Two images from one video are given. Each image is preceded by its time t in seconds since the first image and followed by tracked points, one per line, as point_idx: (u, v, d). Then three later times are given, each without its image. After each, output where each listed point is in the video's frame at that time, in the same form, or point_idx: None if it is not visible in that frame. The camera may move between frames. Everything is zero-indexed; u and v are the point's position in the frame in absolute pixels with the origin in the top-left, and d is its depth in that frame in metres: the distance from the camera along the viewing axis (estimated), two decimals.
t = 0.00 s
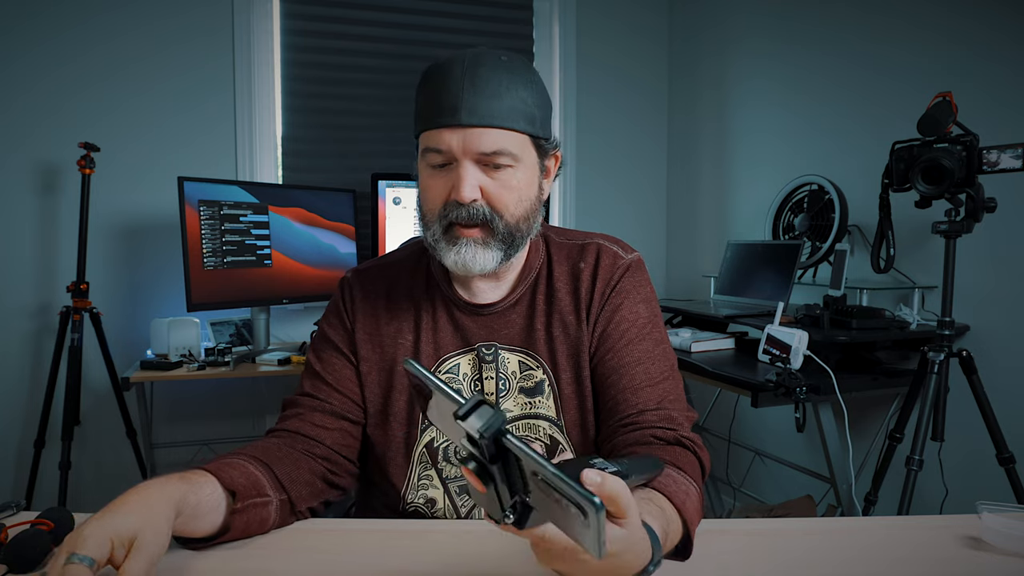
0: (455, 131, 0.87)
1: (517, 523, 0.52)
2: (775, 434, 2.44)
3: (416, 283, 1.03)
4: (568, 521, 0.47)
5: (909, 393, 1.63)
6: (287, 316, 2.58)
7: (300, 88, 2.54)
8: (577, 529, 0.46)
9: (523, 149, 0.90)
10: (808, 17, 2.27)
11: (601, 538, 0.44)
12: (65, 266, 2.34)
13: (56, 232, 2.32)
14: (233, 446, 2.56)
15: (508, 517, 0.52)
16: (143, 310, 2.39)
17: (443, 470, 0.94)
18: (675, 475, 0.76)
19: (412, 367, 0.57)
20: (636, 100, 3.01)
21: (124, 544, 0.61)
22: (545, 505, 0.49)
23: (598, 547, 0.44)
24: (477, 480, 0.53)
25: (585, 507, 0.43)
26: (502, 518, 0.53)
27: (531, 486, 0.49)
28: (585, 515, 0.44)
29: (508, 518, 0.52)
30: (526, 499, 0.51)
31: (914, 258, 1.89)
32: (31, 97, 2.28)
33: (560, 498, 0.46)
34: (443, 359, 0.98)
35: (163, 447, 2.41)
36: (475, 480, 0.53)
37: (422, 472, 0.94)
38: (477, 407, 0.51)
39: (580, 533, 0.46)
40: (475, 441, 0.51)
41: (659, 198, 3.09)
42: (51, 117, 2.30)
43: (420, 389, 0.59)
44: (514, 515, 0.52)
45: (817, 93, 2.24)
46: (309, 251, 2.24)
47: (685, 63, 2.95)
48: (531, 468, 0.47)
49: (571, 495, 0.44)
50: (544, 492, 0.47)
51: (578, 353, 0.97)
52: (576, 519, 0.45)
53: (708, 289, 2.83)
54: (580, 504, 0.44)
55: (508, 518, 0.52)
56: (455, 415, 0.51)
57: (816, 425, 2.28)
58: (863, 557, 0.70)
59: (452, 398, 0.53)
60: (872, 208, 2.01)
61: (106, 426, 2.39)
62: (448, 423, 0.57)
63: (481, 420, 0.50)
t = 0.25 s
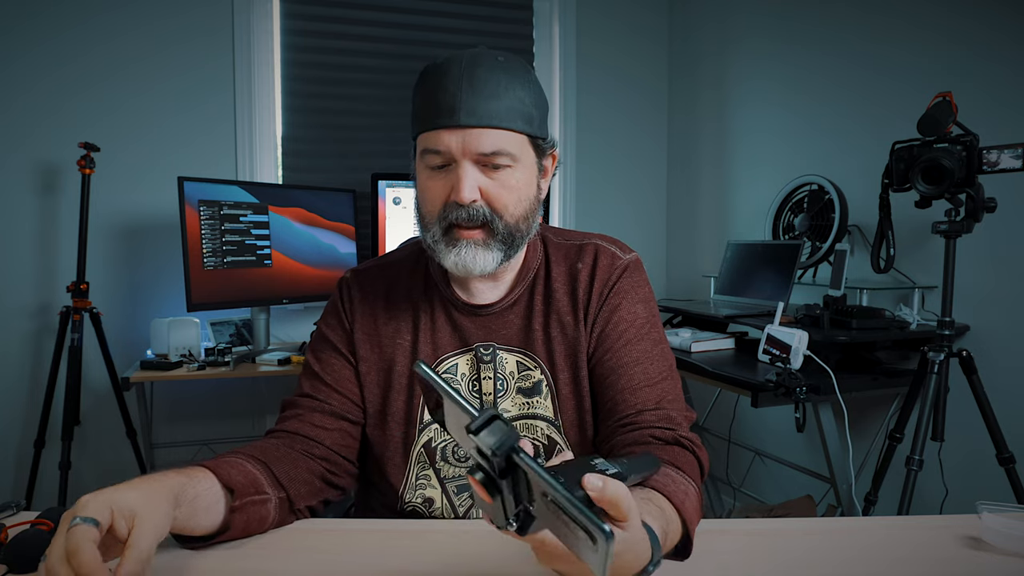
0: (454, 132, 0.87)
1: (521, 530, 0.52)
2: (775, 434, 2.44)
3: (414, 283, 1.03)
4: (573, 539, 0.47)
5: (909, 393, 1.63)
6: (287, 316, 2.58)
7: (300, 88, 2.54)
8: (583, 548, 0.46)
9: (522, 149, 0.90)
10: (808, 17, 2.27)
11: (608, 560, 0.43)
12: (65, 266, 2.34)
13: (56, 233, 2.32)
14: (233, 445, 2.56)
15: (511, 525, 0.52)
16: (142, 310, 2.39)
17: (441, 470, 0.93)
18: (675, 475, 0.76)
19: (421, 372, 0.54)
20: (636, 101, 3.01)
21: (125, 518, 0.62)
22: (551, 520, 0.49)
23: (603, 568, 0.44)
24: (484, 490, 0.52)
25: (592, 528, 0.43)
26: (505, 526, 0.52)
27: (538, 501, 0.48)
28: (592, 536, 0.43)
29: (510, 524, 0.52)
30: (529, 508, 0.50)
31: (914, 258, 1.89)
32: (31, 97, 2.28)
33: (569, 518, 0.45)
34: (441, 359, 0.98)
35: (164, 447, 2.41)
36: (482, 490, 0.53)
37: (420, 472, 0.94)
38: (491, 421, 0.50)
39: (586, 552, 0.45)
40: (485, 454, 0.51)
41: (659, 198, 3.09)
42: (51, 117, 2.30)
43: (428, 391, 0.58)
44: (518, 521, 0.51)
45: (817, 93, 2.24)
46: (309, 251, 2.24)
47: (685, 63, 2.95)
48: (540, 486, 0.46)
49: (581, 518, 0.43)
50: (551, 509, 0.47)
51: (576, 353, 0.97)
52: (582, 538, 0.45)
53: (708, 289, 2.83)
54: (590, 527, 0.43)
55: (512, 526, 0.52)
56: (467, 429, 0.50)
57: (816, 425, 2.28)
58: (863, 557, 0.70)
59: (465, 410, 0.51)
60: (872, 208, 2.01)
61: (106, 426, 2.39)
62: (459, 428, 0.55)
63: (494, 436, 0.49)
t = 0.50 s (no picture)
0: (456, 132, 0.87)
1: (536, 525, 0.52)
2: (775, 434, 2.44)
3: (413, 284, 1.03)
4: (600, 524, 0.45)
5: (909, 393, 1.63)
6: (287, 316, 2.58)
7: (300, 88, 2.54)
8: (610, 532, 0.45)
9: (523, 150, 0.90)
10: (808, 16, 2.27)
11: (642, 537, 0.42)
12: (65, 266, 2.34)
13: (56, 233, 2.32)
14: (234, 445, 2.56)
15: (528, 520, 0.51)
16: (143, 310, 2.40)
17: (441, 472, 0.94)
18: (675, 473, 0.75)
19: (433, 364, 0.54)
20: (636, 101, 3.01)
21: (122, 535, 0.63)
22: (576, 508, 0.47)
23: (636, 548, 0.43)
24: (503, 483, 0.50)
25: (625, 504, 0.42)
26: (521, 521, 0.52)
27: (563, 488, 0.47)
28: (625, 514, 0.43)
29: (526, 518, 0.51)
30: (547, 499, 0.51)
31: (914, 258, 1.89)
32: (31, 97, 2.28)
33: (598, 499, 0.44)
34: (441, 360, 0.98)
35: (165, 447, 2.41)
36: (499, 485, 0.51)
37: (420, 473, 0.94)
38: (514, 409, 0.50)
39: (614, 535, 0.44)
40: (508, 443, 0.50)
41: (659, 198, 3.09)
42: (50, 117, 2.30)
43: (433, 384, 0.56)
44: (534, 516, 0.52)
45: (817, 93, 2.24)
46: (309, 251, 2.24)
47: (684, 63, 2.95)
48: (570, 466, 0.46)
49: (613, 494, 0.43)
50: (579, 493, 0.46)
51: (575, 354, 0.97)
52: (612, 519, 0.44)
53: (708, 289, 2.83)
54: (621, 503, 0.43)
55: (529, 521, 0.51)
56: (492, 416, 0.49)
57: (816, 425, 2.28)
58: (863, 557, 0.70)
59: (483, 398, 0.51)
60: (872, 208, 2.01)
61: (106, 426, 2.39)
62: (470, 424, 0.54)
63: (520, 423, 0.48)
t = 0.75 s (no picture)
0: (468, 131, 0.87)
1: (537, 496, 0.55)
2: (775, 434, 2.44)
3: (415, 284, 1.03)
4: (603, 447, 0.49)
5: (909, 393, 1.63)
6: (287, 316, 2.58)
7: (300, 88, 2.54)
8: (616, 454, 0.49)
9: (533, 151, 0.91)
10: (808, 17, 2.27)
11: (647, 438, 0.47)
12: (65, 266, 2.34)
13: (56, 232, 2.32)
14: (233, 445, 2.56)
15: (529, 490, 0.54)
16: (143, 310, 2.39)
17: (441, 471, 0.94)
18: (667, 469, 0.78)
19: (401, 360, 0.54)
20: (637, 101, 3.01)
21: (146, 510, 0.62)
22: (576, 446, 0.51)
23: (643, 454, 0.48)
24: (503, 448, 0.51)
25: (628, 411, 0.47)
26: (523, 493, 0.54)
27: (562, 430, 0.50)
28: (629, 421, 0.47)
29: (528, 488, 0.54)
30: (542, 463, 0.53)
31: (914, 258, 1.89)
32: (31, 96, 2.28)
33: (601, 423, 0.48)
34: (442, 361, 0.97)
35: (165, 447, 2.41)
36: (496, 453, 0.52)
37: (420, 472, 0.94)
38: (498, 366, 0.52)
39: (621, 451, 0.48)
40: (500, 405, 0.51)
41: (659, 198, 3.09)
42: (51, 117, 2.30)
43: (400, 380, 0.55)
44: (536, 486, 0.54)
45: (817, 93, 2.24)
46: (309, 251, 2.24)
47: (684, 63, 2.95)
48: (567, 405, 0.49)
49: (617, 411, 0.47)
50: (579, 426, 0.49)
51: (576, 354, 0.97)
52: (616, 435, 0.48)
53: (708, 289, 2.83)
54: (624, 416, 0.47)
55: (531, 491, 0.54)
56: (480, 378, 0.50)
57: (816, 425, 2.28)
58: (863, 557, 0.70)
59: (466, 370, 0.51)
60: (872, 208, 2.01)
61: (106, 426, 2.39)
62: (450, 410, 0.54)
63: (509, 373, 0.51)
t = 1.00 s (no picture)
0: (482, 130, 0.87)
1: (518, 495, 0.55)
2: (775, 434, 2.44)
3: (419, 283, 1.03)
4: (569, 426, 0.51)
5: (909, 393, 1.63)
6: (287, 316, 2.58)
7: (300, 88, 2.54)
8: (580, 430, 0.51)
9: (545, 154, 0.91)
10: (808, 17, 2.27)
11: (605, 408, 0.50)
12: (65, 266, 2.34)
13: (56, 232, 2.32)
14: (233, 445, 2.56)
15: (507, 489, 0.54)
16: (143, 310, 2.39)
17: (442, 469, 0.95)
18: (652, 465, 0.78)
19: (358, 389, 0.52)
20: (637, 101, 3.01)
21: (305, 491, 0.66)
22: (544, 432, 0.51)
23: (606, 421, 0.50)
24: (475, 451, 0.50)
25: (585, 385, 0.50)
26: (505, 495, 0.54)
27: (528, 420, 0.51)
28: (587, 395, 0.50)
29: (507, 489, 0.54)
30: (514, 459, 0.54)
31: (914, 258, 1.89)
32: (31, 97, 2.28)
33: (561, 403, 0.50)
34: (444, 359, 0.97)
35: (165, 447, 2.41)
36: (469, 459, 0.51)
37: (421, 471, 0.95)
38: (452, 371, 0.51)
39: (586, 423, 0.51)
40: (464, 408, 0.51)
41: (659, 198, 3.09)
42: (51, 117, 2.30)
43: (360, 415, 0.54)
44: (513, 485, 0.55)
45: (817, 93, 2.24)
46: (309, 251, 2.24)
47: (684, 63, 2.95)
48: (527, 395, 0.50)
49: (575, 386, 0.49)
50: (543, 411, 0.50)
51: (578, 353, 0.97)
52: (578, 410, 0.50)
53: (708, 289, 2.83)
54: (580, 390, 0.50)
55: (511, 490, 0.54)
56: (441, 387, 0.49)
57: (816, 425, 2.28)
58: (863, 557, 0.70)
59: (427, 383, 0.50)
60: (872, 208, 2.01)
61: (106, 426, 2.39)
62: (416, 428, 0.53)
63: (466, 374, 0.50)
